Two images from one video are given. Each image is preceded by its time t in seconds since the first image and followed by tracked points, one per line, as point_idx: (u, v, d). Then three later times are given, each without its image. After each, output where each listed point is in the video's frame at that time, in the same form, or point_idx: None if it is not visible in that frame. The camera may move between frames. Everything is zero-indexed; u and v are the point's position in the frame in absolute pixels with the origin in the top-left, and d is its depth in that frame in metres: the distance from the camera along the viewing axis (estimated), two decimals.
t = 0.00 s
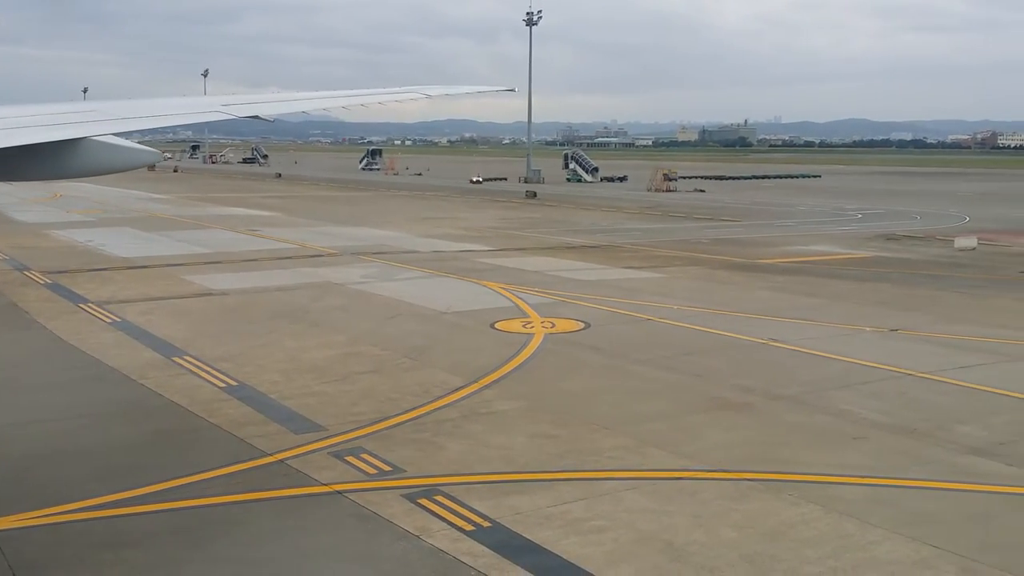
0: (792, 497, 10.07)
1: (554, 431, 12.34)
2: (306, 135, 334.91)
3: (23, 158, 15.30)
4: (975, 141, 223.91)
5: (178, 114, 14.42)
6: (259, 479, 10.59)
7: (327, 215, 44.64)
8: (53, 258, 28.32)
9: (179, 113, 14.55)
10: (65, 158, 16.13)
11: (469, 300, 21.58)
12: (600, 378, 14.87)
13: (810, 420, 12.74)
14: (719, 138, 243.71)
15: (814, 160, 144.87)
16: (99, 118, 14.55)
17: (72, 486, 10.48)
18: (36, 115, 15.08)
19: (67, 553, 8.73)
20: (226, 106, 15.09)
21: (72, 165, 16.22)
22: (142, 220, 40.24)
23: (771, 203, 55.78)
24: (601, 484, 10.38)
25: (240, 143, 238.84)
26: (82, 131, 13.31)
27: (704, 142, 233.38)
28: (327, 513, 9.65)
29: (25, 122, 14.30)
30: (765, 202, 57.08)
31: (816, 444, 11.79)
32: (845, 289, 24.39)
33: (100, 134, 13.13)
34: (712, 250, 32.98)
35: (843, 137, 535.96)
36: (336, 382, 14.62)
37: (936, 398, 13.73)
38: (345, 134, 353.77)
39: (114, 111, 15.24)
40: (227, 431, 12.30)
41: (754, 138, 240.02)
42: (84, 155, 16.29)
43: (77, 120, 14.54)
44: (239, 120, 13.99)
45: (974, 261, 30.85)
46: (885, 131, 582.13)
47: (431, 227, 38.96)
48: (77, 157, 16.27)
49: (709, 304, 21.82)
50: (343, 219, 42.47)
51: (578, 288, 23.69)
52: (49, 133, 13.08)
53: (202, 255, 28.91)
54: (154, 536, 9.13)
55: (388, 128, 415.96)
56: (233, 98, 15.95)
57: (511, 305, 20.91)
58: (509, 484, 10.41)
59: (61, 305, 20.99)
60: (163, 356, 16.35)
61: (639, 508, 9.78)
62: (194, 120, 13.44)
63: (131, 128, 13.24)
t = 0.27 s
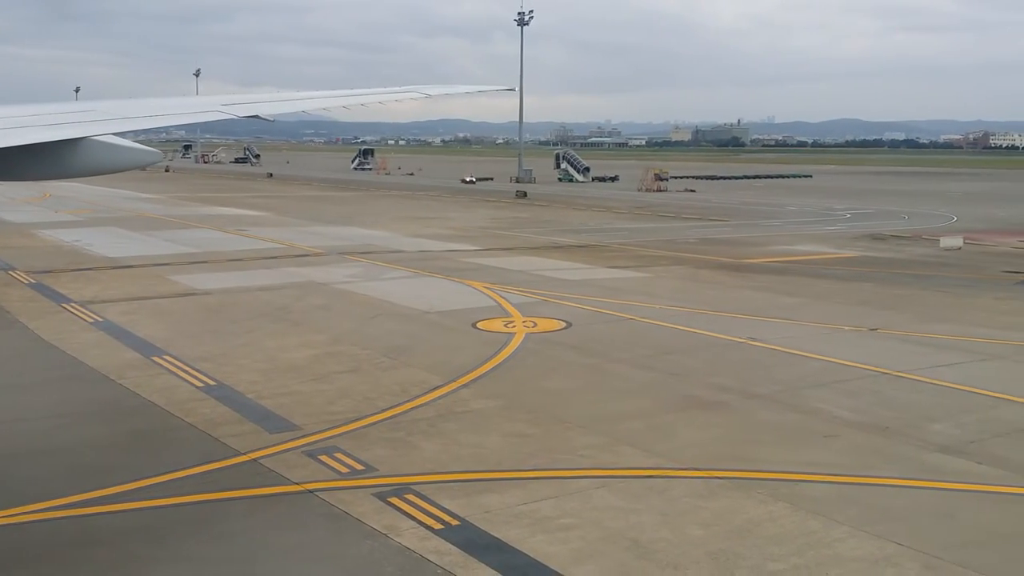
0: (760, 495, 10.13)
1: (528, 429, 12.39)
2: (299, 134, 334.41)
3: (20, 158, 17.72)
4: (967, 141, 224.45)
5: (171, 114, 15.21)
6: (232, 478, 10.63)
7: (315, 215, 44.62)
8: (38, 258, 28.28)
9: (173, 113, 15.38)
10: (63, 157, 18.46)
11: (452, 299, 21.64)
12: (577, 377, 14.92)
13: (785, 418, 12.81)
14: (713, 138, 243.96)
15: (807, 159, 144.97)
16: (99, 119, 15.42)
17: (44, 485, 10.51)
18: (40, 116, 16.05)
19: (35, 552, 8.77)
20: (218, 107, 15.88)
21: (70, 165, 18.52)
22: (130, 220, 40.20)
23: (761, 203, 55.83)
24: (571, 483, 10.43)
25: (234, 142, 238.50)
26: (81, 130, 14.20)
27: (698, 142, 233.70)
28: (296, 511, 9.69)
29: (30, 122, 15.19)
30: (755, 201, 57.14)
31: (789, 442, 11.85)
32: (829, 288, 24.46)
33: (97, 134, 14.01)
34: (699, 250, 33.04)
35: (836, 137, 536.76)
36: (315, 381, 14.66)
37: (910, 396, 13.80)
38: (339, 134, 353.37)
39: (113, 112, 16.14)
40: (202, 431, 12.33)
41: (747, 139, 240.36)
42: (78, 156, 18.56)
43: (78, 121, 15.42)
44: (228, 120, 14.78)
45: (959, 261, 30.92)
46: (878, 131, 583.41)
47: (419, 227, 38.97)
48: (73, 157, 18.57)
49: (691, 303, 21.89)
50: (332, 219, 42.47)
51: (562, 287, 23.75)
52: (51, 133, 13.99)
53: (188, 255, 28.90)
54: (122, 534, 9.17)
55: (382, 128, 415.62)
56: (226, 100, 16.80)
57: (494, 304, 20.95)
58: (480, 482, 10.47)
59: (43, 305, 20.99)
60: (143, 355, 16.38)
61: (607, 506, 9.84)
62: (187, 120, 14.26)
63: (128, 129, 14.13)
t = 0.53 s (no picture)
0: (730, 493, 10.18)
1: (503, 428, 12.43)
2: (293, 135, 334.09)
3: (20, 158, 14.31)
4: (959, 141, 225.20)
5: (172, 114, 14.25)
6: (204, 478, 10.65)
7: (304, 215, 44.64)
8: (24, 258, 28.25)
9: (176, 114, 14.41)
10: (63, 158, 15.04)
11: (436, 299, 21.69)
12: (556, 376, 14.97)
13: (759, 417, 12.87)
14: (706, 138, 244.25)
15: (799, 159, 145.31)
16: (99, 119, 14.32)
17: (15, 484, 10.53)
18: (38, 116, 14.79)
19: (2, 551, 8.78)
20: (220, 108, 14.96)
21: (69, 166, 15.13)
22: (118, 220, 40.15)
23: (751, 203, 55.96)
24: (542, 481, 10.47)
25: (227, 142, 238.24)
26: (83, 130, 13.04)
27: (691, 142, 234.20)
28: (266, 510, 9.72)
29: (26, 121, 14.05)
30: (744, 201, 57.30)
31: (761, 441, 11.91)
32: (812, 288, 24.57)
33: (98, 135, 12.93)
34: (685, 250, 33.13)
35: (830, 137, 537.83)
36: (293, 381, 14.69)
37: (885, 395, 13.87)
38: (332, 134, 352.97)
39: (112, 112, 15.01)
40: (177, 430, 12.35)
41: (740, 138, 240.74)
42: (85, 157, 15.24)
43: (77, 121, 14.29)
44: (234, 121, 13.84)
45: (944, 260, 31.07)
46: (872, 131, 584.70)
47: (408, 227, 38.98)
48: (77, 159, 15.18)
49: (675, 303, 21.97)
50: (320, 219, 42.49)
51: (546, 287, 23.81)
52: (53, 133, 12.79)
53: (174, 255, 28.89)
54: (90, 533, 9.19)
55: (376, 128, 415.31)
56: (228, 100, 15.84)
57: (477, 304, 20.98)
58: (452, 480, 10.51)
59: (26, 305, 20.97)
60: (123, 355, 16.40)
61: (577, 504, 9.89)
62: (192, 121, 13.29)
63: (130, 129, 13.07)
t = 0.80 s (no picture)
0: (699, 492, 10.23)
1: (478, 427, 12.45)
2: (287, 135, 333.78)
3: (18, 157, 12.73)
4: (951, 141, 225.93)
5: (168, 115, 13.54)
6: (176, 478, 10.65)
7: (292, 215, 44.61)
8: (9, 258, 28.19)
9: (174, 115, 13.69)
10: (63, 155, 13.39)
11: (419, 299, 21.70)
12: (534, 375, 14.99)
13: (734, 416, 12.91)
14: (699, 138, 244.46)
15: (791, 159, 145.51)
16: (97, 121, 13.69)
17: None
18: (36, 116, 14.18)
19: None
20: (221, 109, 14.24)
21: (66, 167, 13.39)
22: (106, 220, 40.08)
23: (741, 203, 56.07)
24: (513, 480, 10.50)
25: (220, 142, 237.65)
26: (79, 131, 12.32)
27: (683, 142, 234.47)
28: (236, 509, 9.73)
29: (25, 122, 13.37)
30: (734, 201, 57.43)
31: (735, 440, 11.95)
32: (795, 287, 24.64)
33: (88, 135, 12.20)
34: (672, 250, 33.20)
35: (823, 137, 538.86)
36: (271, 380, 14.69)
37: (861, 393, 13.94)
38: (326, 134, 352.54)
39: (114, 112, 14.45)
40: (152, 430, 12.35)
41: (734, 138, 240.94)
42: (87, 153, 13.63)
43: (77, 122, 13.65)
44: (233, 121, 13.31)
45: (929, 260, 31.20)
46: (865, 131, 585.87)
47: (396, 227, 38.98)
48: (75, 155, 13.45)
49: (657, 302, 22.02)
50: (308, 219, 42.46)
51: (530, 287, 23.84)
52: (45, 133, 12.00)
53: (160, 255, 28.87)
54: (59, 532, 9.19)
55: (370, 128, 415.02)
56: (230, 100, 15.33)
57: (461, 304, 21.00)
58: (423, 479, 10.53)
59: (8, 305, 20.95)
60: (103, 355, 16.39)
61: (547, 503, 9.91)
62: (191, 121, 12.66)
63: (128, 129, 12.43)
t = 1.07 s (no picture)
0: (669, 490, 10.29)
1: (453, 426, 12.50)
2: (280, 135, 333.34)
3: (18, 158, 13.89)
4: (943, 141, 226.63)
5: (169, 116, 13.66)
6: (149, 477, 10.68)
7: (282, 215, 44.61)
8: None
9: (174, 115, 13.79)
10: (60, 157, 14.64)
11: (403, 298, 21.73)
12: (512, 375, 15.04)
13: (709, 415, 12.97)
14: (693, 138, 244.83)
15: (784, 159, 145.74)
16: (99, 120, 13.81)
17: None
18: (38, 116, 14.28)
19: None
20: (221, 108, 14.31)
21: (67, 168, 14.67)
22: (94, 220, 40.01)
23: (731, 203, 56.17)
24: (485, 478, 10.55)
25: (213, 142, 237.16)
26: (82, 133, 12.48)
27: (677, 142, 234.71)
28: (207, 508, 9.76)
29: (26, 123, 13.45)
30: (724, 201, 57.56)
31: (708, 438, 12.01)
32: (779, 287, 24.73)
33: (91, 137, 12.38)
34: (659, 249, 33.28)
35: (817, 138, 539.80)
36: (250, 380, 14.71)
37: (836, 392, 14.02)
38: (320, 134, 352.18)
39: (115, 113, 14.44)
40: (128, 429, 12.38)
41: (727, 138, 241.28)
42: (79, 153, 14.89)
43: (79, 121, 13.78)
44: (231, 122, 13.25)
45: (915, 259, 31.35)
46: (859, 132, 587.17)
47: (385, 227, 38.99)
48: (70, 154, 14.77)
49: (641, 302, 22.09)
50: (297, 219, 42.45)
51: (515, 286, 23.88)
52: (51, 134, 12.22)
53: (146, 255, 28.86)
54: (29, 530, 9.22)
55: (364, 128, 414.72)
56: (229, 101, 15.30)
57: (444, 304, 21.04)
58: (395, 478, 10.58)
59: None
60: (83, 355, 16.40)
61: (517, 501, 9.96)
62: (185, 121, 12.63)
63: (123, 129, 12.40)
